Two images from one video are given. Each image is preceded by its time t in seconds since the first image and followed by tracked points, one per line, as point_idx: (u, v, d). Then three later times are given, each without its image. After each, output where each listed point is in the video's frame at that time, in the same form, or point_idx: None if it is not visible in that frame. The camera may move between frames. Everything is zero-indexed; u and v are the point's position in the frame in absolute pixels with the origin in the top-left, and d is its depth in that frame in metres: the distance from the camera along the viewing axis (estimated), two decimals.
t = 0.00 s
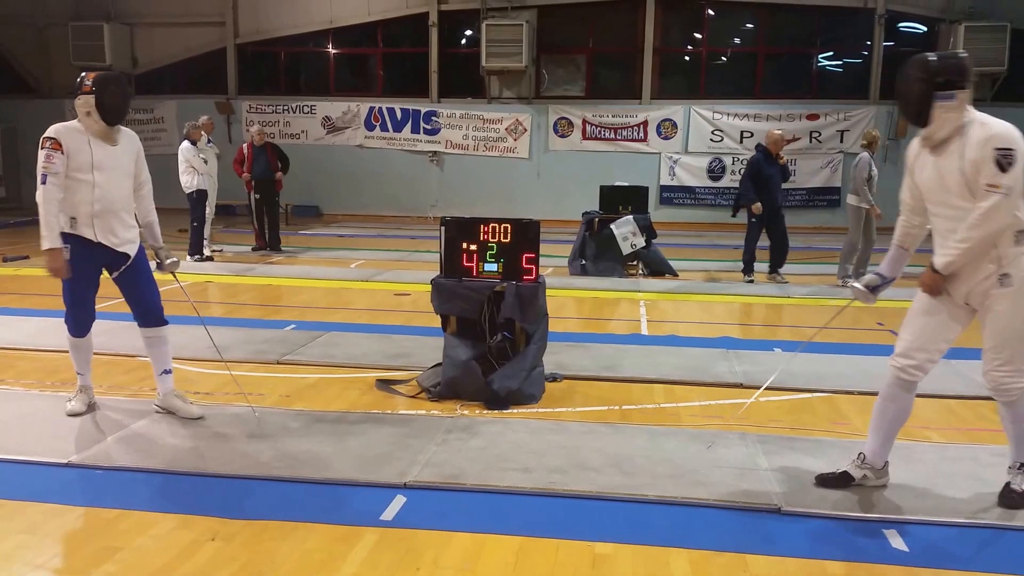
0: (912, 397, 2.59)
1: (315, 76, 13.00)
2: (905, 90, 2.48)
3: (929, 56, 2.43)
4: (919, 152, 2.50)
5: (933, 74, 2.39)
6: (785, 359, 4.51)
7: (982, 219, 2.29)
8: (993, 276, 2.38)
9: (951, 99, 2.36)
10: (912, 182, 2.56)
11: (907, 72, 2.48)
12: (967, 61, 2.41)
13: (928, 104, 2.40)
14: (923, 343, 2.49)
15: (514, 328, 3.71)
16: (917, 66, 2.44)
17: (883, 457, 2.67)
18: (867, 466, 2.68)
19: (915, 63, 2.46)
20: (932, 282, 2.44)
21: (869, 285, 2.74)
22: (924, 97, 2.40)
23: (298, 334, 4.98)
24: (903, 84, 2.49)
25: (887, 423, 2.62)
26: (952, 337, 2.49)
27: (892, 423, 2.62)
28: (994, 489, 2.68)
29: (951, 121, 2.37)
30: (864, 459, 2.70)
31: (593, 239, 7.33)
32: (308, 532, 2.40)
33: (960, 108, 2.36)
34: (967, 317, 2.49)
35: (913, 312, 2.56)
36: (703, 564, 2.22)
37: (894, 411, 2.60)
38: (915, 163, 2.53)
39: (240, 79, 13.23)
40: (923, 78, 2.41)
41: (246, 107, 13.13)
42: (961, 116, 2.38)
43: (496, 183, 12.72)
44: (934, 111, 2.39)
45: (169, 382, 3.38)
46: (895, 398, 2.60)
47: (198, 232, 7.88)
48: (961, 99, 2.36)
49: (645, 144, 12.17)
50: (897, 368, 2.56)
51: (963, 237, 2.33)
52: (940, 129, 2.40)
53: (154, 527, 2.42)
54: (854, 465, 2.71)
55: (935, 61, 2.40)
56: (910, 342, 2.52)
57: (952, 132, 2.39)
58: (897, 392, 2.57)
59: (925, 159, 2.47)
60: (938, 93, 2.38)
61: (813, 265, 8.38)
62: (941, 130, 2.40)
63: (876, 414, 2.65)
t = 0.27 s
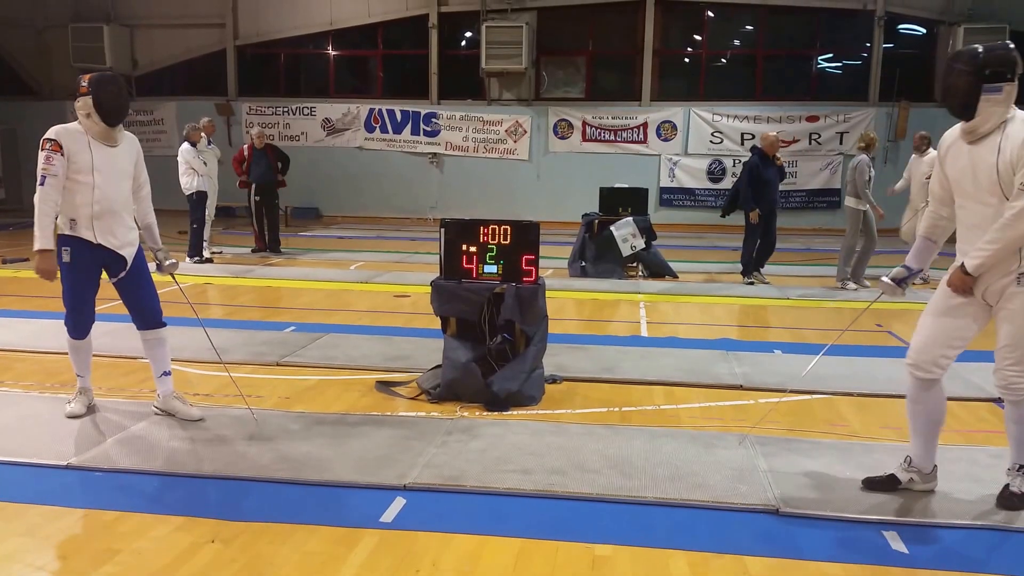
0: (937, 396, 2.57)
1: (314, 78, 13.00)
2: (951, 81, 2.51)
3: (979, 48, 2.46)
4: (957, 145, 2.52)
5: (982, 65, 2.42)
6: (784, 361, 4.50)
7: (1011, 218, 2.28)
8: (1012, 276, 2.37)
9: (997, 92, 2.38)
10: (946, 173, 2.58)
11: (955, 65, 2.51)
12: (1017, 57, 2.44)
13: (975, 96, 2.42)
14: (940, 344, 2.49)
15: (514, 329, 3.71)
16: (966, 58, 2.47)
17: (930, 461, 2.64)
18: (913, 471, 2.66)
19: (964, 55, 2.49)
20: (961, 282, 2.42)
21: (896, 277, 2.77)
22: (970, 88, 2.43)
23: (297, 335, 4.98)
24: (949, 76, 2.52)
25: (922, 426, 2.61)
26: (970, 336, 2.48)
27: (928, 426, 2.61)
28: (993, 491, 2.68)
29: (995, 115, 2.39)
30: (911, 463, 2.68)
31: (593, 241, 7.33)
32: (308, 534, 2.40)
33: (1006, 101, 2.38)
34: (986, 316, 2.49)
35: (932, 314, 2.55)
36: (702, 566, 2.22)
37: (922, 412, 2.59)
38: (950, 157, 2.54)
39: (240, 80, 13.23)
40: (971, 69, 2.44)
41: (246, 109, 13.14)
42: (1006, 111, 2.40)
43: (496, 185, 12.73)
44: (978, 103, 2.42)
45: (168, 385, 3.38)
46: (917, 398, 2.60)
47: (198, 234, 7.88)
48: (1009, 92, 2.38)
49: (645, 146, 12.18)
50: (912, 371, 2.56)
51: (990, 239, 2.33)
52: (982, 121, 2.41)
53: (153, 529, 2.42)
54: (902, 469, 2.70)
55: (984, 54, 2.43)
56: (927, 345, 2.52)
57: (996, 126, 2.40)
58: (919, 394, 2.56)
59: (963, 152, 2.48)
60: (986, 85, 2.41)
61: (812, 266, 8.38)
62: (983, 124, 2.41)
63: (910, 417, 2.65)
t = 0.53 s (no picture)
0: (942, 399, 2.56)
1: (314, 79, 13.00)
2: (957, 78, 2.51)
3: (983, 47, 2.46)
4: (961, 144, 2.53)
5: (988, 64, 2.42)
6: (784, 362, 4.50)
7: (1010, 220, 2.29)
8: (1011, 276, 2.37)
9: (1004, 91, 2.39)
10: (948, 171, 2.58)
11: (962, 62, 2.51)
12: (1022, 56, 2.44)
13: (982, 95, 2.43)
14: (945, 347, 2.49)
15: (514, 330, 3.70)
16: (972, 56, 2.47)
17: (929, 462, 2.65)
18: (915, 472, 2.66)
19: (970, 53, 2.49)
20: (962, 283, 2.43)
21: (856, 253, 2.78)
22: (977, 88, 2.44)
23: (297, 337, 4.98)
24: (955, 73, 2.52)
25: (924, 428, 2.61)
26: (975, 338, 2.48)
27: (930, 427, 2.60)
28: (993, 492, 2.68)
29: (1001, 114, 2.40)
30: (911, 464, 2.67)
31: (593, 242, 7.32)
32: (308, 535, 2.39)
33: (1011, 101, 2.39)
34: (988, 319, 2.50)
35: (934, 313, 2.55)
36: (703, 567, 2.22)
37: (929, 416, 2.58)
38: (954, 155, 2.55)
39: (240, 81, 13.23)
40: (977, 68, 2.45)
41: (247, 109, 13.15)
42: (1011, 110, 2.40)
43: (496, 186, 12.73)
44: (985, 102, 2.42)
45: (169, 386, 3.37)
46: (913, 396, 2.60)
47: (198, 235, 7.88)
48: (1014, 92, 2.39)
49: (645, 147, 12.18)
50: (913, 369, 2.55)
51: (991, 240, 2.33)
52: (987, 120, 2.42)
53: (153, 530, 2.41)
54: (901, 470, 2.70)
55: (991, 53, 2.43)
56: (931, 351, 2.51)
57: (1001, 125, 2.41)
58: (925, 396, 2.55)
59: (967, 151, 2.49)
60: (992, 84, 2.41)
61: (812, 267, 8.38)
62: (989, 123, 2.42)
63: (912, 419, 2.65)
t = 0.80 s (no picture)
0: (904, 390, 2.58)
1: (314, 79, 13.00)
2: (954, 80, 2.51)
3: (979, 49, 2.46)
4: (957, 145, 2.53)
5: (984, 66, 2.42)
6: (784, 362, 4.50)
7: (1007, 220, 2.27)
8: (997, 277, 2.38)
9: (1000, 92, 2.39)
10: (941, 170, 2.59)
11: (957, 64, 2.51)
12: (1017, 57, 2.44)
13: (978, 96, 2.42)
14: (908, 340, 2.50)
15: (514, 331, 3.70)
16: (967, 58, 2.47)
17: (908, 448, 2.63)
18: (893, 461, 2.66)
19: (966, 54, 2.49)
20: (946, 277, 2.43)
21: (829, 213, 2.79)
22: (972, 88, 2.43)
23: (297, 337, 4.98)
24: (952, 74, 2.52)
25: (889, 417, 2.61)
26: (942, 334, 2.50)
27: (897, 420, 2.60)
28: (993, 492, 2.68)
29: (999, 115, 2.40)
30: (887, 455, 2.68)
31: (593, 242, 7.32)
32: (308, 535, 2.39)
33: (1008, 101, 2.39)
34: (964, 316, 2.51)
35: (910, 307, 2.54)
36: (703, 568, 2.22)
37: (895, 405, 2.59)
38: (950, 156, 2.55)
39: (239, 81, 13.22)
40: (973, 69, 2.44)
41: (247, 109, 13.15)
42: (1008, 112, 2.40)
43: (496, 186, 12.73)
44: (982, 103, 2.43)
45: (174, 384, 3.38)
46: (891, 392, 2.60)
47: (197, 235, 7.87)
48: (1010, 93, 2.39)
49: (645, 147, 12.18)
50: (887, 367, 2.55)
51: (986, 240, 2.32)
52: (985, 121, 2.42)
53: (153, 531, 2.41)
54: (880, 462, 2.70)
55: (987, 54, 2.42)
56: (897, 339, 2.51)
57: (999, 126, 2.41)
58: (888, 386, 2.57)
59: (964, 152, 2.48)
60: (988, 85, 2.41)
61: (812, 267, 8.38)
62: (987, 124, 2.42)
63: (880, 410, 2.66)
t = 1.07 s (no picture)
0: (831, 398, 2.58)
1: (314, 79, 12.99)
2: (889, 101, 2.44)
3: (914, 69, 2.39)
4: (896, 165, 2.48)
5: (917, 87, 2.35)
6: (784, 362, 4.50)
7: (960, 240, 2.24)
8: (946, 295, 2.35)
9: (933, 113, 2.34)
10: (881, 190, 2.54)
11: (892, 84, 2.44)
12: (948, 74, 2.38)
13: (912, 118, 2.37)
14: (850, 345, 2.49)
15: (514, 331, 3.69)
16: (901, 79, 2.40)
17: (787, 457, 2.69)
18: (771, 464, 2.71)
19: (901, 74, 2.43)
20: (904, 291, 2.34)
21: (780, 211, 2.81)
22: (906, 111, 2.38)
23: (297, 337, 4.98)
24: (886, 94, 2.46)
25: (803, 424, 2.61)
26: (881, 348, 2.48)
27: (808, 425, 2.61)
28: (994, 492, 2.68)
29: (933, 136, 2.36)
30: (769, 456, 2.72)
31: (593, 242, 7.32)
32: (308, 535, 2.39)
33: (942, 121, 2.35)
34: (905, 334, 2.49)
35: (863, 317, 2.51)
36: (703, 568, 2.21)
37: (814, 411, 2.59)
38: (891, 177, 2.49)
39: (240, 81, 13.22)
40: (906, 90, 2.37)
41: (247, 109, 13.15)
42: (942, 132, 2.37)
43: (496, 186, 12.73)
44: (917, 124, 2.37)
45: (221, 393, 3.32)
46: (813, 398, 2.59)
47: (197, 235, 7.87)
48: (944, 113, 2.35)
49: (645, 147, 12.18)
50: (829, 377, 2.54)
51: (942, 258, 2.26)
52: (922, 142, 2.38)
53: (153, 531, 2.41)
54: (759, 459, 2.75)
55: (919, 75, 2.36)
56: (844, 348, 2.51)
57: (935, 146, 2.37)
58: (820, 394, 2.56)
59: (903, 172, 2.44)
60: (921, 107, 2.35)
61: (812, 267, 8.37)
62: (925, 145, 2.38)
63: (793, 413, 2.65)
